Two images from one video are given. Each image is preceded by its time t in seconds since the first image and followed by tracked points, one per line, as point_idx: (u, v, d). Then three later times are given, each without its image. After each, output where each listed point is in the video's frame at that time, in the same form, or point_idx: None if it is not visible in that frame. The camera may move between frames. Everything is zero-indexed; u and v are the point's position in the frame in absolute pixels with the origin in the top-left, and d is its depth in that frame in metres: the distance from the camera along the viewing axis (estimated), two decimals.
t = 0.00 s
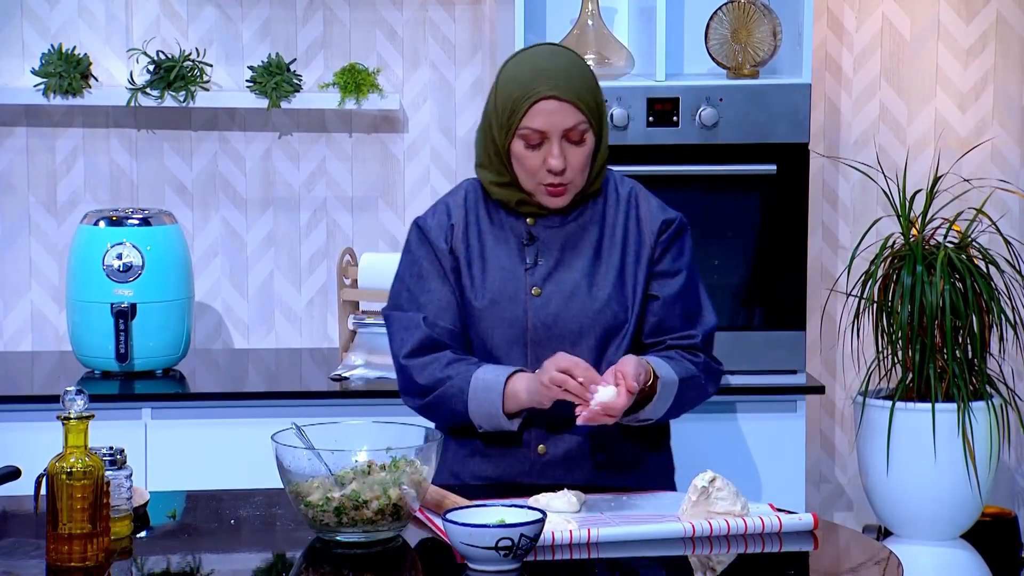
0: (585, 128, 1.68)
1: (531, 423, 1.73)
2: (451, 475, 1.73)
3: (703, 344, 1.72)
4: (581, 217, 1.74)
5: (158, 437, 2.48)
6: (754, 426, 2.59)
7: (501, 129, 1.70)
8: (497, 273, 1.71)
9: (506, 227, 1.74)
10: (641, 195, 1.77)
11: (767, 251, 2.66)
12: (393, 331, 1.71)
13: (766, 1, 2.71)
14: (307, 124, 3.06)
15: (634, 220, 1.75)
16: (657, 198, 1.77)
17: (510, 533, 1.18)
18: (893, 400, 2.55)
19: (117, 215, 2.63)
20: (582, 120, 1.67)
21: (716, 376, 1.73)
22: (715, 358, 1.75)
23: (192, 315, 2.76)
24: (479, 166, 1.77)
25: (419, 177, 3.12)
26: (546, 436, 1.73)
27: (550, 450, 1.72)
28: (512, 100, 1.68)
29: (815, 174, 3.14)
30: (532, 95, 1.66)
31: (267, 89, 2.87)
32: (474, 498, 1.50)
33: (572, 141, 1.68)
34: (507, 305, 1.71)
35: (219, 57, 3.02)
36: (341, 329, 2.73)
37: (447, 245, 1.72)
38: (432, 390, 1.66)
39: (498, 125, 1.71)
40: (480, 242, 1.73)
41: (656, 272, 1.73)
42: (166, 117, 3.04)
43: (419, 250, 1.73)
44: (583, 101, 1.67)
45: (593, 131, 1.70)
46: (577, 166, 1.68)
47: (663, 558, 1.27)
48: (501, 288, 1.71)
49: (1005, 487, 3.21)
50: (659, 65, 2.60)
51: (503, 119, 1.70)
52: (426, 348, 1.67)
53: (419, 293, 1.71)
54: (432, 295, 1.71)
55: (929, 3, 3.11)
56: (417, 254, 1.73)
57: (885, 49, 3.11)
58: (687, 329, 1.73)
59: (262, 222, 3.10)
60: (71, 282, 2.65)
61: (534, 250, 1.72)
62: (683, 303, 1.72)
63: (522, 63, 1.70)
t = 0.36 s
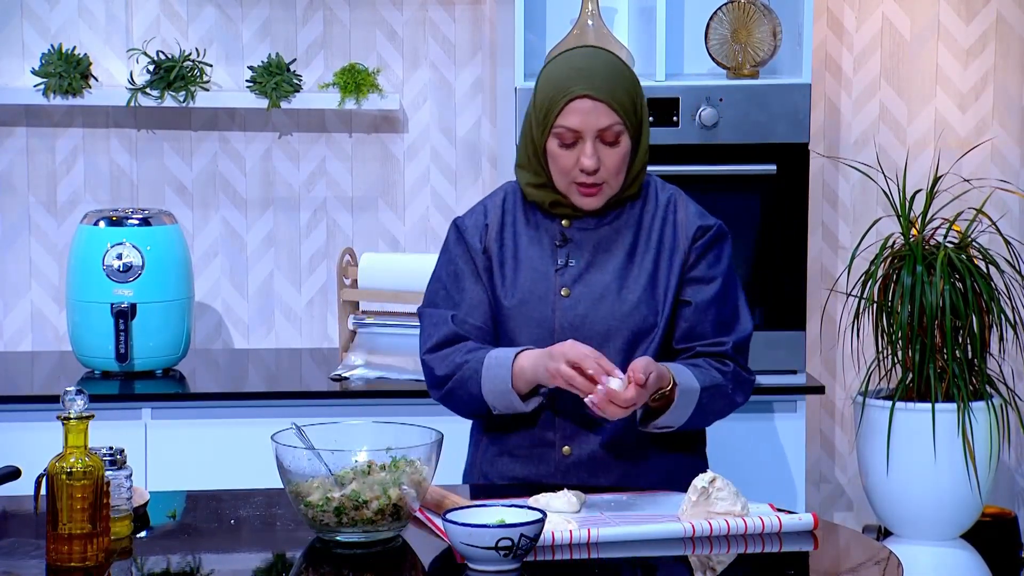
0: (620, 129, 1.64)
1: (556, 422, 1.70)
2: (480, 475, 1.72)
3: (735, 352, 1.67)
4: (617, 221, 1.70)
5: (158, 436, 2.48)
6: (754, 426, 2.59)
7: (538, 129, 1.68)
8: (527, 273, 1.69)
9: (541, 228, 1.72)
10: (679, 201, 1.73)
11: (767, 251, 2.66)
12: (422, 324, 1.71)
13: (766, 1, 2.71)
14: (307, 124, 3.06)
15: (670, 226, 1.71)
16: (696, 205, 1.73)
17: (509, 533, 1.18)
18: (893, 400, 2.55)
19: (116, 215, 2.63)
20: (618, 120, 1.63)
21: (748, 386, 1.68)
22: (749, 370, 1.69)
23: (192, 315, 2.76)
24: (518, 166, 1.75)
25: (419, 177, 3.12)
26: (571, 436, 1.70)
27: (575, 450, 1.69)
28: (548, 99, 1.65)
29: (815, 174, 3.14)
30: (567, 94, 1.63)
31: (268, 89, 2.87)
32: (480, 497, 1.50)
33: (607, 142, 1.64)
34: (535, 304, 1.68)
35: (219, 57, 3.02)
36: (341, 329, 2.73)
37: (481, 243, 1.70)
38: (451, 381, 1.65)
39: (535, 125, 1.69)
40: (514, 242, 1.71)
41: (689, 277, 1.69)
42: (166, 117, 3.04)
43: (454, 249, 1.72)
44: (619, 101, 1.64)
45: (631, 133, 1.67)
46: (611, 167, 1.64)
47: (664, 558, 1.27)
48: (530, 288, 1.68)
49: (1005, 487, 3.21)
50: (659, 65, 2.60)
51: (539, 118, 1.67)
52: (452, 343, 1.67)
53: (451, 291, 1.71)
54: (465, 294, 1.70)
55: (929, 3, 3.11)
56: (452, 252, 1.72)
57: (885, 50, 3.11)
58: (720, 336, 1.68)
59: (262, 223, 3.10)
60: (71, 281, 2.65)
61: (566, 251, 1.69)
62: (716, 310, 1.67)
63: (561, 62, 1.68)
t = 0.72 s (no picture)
0: (640, 132, 1.62)
1: (571, 426, 1.69)
2: (495, 476, 1.71)
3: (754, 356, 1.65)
4: (636, 224, 1.69)
5: (158, 436, 2.48)
6: (755, 425, 2.59)
7: (559, 130, 1.66)
8: (544, 276, 1.68)
9: (559, 230, 1.70)
10: (699, 204, 1.71)
11: (768, 252, 2.66)
12: (440, 329, 1.70)
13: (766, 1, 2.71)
14: (307, 124, 3.06)
15: (688, 230, 1.69)
16: (716, 208, 1.71)
17: (510, 533, 1.18)
18: (894, 400, 2.55)
19: (116, 215, 2.63)
20: (637, 123, 1.61)
21: (765, 389, 1.67)
22: (766, 373, 1.68)
23: (192, 315, 2.76)
24: (537, 167, 1.73)
25: (419, 177, 3.12)
26: (585, 440, 1.69)
27: (590, 453, 1.68)
28: (568, 100, 1.64)
29: (815, 174, 3.14)
30: (587, 96, 1.61)
31: (268, 89, 2.87)
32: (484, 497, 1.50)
33: (626, 144, 1.62)
34: (551, 308, 1.67)
35: (219, 57, 3.02)
36: (341, 329, 2.73)
37: (498, 245, 1.70)
38: (467, 387, 1.64)
39: (556, 126, 1.67)
40: (532, 244, 1.71)
41: (707, 282, 1.66)
42: (166, 117, 3.04)
43: (472, 250, 1.72)
44: (639, 104, 1.62)
45: (650, 136, 1.65)
46: (630, 170, 1.62)
47: (665, 559, 1.27)
48: (547, 291, 1.67)
49: (1005, 487, 3.21)
50: (659, 66, 2.60)
51: (559, 119, 1.66)
52: (468, 347, 1.66)
53: (469, 294, 1.70)
54: (481, 297, 1.69)
55: (929, 3, 3.11)
56: (470, 254, 1.72)
57: (885, 49, 3.11)
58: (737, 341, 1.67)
59: (262, 223, 3.10)
60: (71, 281, 2.65)
61: (584, 254, 1.68)
62: (735, 314, 1.65)
63: (582, 64, 1.66)
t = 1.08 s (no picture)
0: (652, 140, 1.61)
1: (577, 431, 1.69)
2: (499, 477, 1.70)
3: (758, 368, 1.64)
4: (646, 230, 1.68)
5: (157, 436, 2.48)
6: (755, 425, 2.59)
7: (572, 134, 1.66)
8: (553, 280, 1.68)
9: (568, 234, 1.70)
10: (709, 211, 1.70)
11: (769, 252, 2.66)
12: (445, 327, 1.70)
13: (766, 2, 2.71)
14: (307, 124, 3.06)
15: (698, 237, 1.69)
16: (726, 215, 1.71)
17: (510, 533, 1.18)
18: (894, 400, 2.55)
19: (116, 215, 2.63)
20: (650, 131, 1.61)
21: (768, 404, 1.66)
22: (769, 386, 1.67)
23: (192, 315, 2.76)
24: (548, 168, 1.73)
25: (418, 177, 3.12)
26: (591, 445, 1.69)
27: (595, 459, 1.68)
28: (580, 106, 1.63)
29: (815, 175, 3.14)
30: (600, 102, 1.60)
31: (268, 90, 2.87)
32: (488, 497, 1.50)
33: (637, 152, 1.61)
34: (559, 314, 1.66)
35: (219, 58, 3.02)
36: (341, 329, 2.73)
37: (508, 247, 1.69)
38: (469, 387, 1.64)
39: (568, 129, 1.66)
40: (541, 248, 1.70)
41: (714, 290, 1.66)
42: (166, 117, 3.04)
43: (481, 250, 1.71)
44: (651, 112, 1.61)
45: (662, 144, 1.64)
46: (641, 177, 1.61)
47: (665, 560, 1.27)
48: (555, 297, 1.67)
49: (1005, 488, 3.21)
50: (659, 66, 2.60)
51: (572, 123, 1.65)
52: (473, 348, 1.66)
53: (477, 295, 1.70)
54: (489, 298, 1.68)
55: (929, 3, 3.11)
56: (479, 253, 1.71)
57: (885, 50, 3.11)
58: (742, 350, 1.66)
59: (262, 223, 3.10)
60: (71, 281, 2.65)
61: (592, 260, 1.67)
62: (741, 323, 1.65)
63: (596, 69, 1.65)
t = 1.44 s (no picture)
0: (652, 148, 1.61)
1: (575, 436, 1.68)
2: (499, 478, 1.71)
3: (759, 375, 1.64)
4: (647, 235, 1.67)
5: (157, 437, 2.48)
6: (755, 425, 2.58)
7: (572, 138, 1.65)
8: (553, 285, 1.68)
9: (570, 239, 1.70)
10: (712, 215, 1.70)
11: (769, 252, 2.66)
12: (447, 329, 1.70)
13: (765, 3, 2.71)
14: (307, 124, 3.06)
15: (699, 242, 1.68)
16: (729, 219, 1.70)
17: (510, 534, 1.18)
18: (894, 401, 2.55)
19: (116, 216, 2.63)
20: (650, 138, 1.60)
21: (768, 411, 1.66)
22: (771, 392, 1.67)
23: (192, 317, 2.76)
24: (551, 169, 1.72)
25: (419, 178, 3.12)
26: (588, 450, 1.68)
27: (592, 464, 1.68)
28: (580, 112, 1.62)
29: (815, 175, 3.14)
30: (600, 110, 1.60)
31: (268, 90, 2.87)
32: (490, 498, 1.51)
33: (638, 159, 1.61)
34: (558, 320, 1.66)
35: (219, 58, 3.02)
36: (341, 330, 2.73)
37: (509, 251, 1.70)
38: (472, 395, 1.65)
39: (569, 134, 1.66)
40: (542, 252, 1.71)
41: (715, 296, 1.66)
42: (166, 117, 3.03)
43: (484, 251, 1.72)
44: (652, 120, 1.60)
45: (663, 150, 1.63)
46: (641, 185, 1.61)
47: (666, 561, 1.27)
48: (554, 303, 1.67)
49: (1005, 488, 3.21)
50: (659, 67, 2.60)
51: (572, 128, 1.64)
52: (473, 352, 1.66)
53: (479, 298, 1.70)
54: (489, 302, 1.69)
55: (929, 4, 3.11)
56: (482, 255, 1.72)
57: (885, 50, 3.11)
58: (743, 357, 1.66)
59: (262, 223, 3.10)
60: (71, 282, 2.65)
61: (592, 265, 1.67)
62: (742, 330, 1.64)
63: (597, 74, 1.64)
